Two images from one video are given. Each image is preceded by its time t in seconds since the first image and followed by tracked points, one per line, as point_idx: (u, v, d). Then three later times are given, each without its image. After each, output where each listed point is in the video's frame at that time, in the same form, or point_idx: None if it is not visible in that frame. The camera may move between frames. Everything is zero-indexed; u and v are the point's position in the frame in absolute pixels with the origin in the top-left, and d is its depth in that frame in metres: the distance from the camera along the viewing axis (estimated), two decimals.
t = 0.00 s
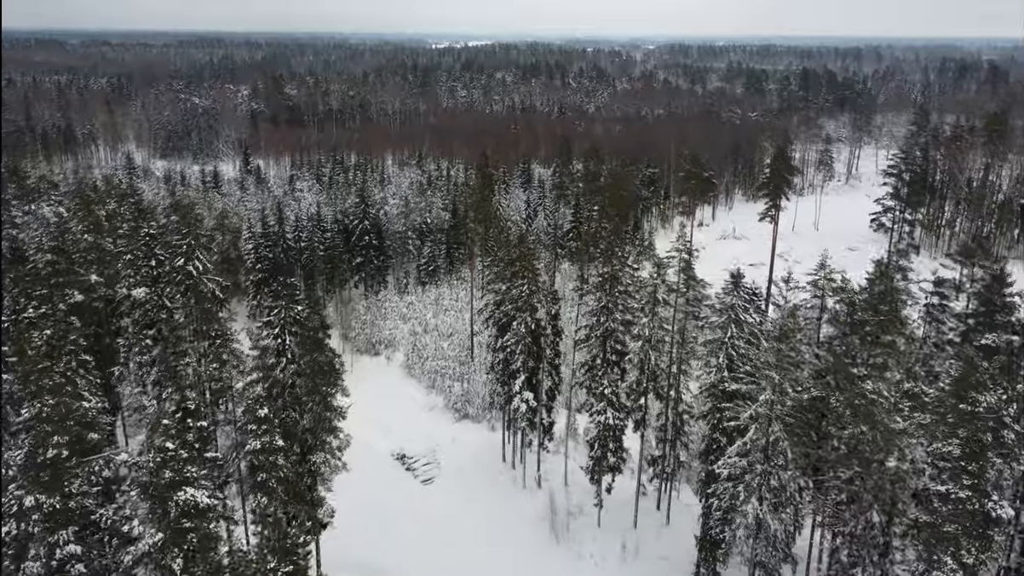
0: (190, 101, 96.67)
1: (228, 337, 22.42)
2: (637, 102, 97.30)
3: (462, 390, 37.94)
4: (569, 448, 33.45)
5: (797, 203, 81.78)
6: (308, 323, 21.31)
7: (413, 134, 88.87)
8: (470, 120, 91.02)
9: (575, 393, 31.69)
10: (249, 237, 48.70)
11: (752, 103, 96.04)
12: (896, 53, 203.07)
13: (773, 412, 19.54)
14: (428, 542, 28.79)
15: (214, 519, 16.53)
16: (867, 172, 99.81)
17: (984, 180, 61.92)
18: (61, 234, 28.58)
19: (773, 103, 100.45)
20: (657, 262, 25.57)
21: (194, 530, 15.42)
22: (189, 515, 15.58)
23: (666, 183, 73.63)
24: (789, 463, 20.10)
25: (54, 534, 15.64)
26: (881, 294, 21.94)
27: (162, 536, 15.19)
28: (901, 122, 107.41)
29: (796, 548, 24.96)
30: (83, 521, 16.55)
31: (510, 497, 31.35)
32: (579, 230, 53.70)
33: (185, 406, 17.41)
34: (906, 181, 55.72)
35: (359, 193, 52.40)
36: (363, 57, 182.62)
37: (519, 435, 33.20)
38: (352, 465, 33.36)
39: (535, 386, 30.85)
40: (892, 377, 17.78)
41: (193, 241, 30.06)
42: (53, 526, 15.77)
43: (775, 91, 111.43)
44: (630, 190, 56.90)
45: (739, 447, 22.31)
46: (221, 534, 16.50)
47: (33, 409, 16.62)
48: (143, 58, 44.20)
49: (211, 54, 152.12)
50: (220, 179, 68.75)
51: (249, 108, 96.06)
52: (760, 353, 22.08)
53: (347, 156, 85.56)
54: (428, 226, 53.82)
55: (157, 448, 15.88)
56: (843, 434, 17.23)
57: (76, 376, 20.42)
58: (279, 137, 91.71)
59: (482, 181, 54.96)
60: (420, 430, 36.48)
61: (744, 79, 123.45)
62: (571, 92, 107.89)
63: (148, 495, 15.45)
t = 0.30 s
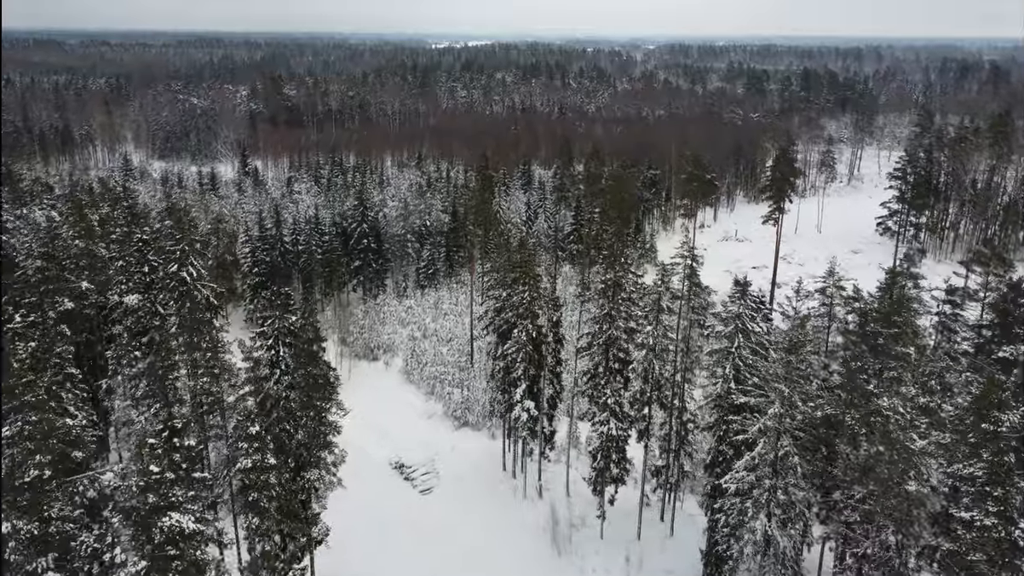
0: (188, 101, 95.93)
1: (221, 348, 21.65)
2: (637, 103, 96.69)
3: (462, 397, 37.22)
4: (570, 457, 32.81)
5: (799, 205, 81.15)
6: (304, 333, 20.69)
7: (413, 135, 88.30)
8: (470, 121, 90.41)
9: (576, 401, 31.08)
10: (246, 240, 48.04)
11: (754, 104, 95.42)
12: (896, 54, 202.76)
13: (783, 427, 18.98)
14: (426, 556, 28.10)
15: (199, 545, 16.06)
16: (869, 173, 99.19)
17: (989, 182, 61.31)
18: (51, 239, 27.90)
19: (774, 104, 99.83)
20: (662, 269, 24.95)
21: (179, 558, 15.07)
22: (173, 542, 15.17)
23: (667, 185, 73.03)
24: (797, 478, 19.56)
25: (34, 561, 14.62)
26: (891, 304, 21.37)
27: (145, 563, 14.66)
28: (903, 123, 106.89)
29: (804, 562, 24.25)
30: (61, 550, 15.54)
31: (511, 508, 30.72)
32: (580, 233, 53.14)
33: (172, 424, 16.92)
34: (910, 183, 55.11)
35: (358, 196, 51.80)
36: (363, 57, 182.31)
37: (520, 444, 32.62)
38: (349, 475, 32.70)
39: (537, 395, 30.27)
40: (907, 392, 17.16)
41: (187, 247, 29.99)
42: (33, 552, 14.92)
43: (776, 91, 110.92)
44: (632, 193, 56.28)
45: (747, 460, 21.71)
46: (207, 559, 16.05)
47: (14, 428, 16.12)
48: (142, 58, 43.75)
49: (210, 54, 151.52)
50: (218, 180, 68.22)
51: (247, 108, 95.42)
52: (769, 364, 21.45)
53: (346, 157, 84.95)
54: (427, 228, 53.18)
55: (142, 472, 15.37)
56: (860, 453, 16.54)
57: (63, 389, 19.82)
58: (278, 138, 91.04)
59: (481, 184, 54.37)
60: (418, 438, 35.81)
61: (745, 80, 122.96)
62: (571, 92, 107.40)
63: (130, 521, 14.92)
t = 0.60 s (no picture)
0: (187, 102, 95.50)
1: (213, 359, 21.08)
2: (638, 103, 96.18)
3: (461, 404, 36.55)
4: (572, 466, 32.23)
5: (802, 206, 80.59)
6: (299, 343, 20.07)
7: (412, 137, 87.81)
8: (470, 121, 89.90)
9: (578, 409, 30.48)
10: (243, 243, 47.56)
11: (755, 105, 94.88)
12: (896, 54, 202.33)
13: (793, 441, 18.38)
14: (424, 569, 27.47)
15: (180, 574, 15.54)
16: (871, 174, 98.57)
17: (994, 184, 60.76)
18: (41, 245, 27.30)
19: (775, 105, 99.32)
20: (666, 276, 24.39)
21: None
22: (156, 570, 14.77)
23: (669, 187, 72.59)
24: (808, 494, 18.86)
25: None
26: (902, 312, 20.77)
27: None
28: (905, 123, 106.33)
29: None
30: None
31: (511, 519, 30.16)
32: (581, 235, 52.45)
33: (158, 444, 16.59)
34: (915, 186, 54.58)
35: (356, 198, 51.18)
36: (362, 57, 182.06)
37: (520, 452, 32.03)
38: (345, 484, 32.10)
39: (537, 404, 29.68)
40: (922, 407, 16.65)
41: (180, 252, 29.43)
42: None
43: (777, 92, 110.37)
44: (634, 195, 55.68)
45: (755, 473, 21.07)
46: None
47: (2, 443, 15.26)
48: (140, 59, 43.36)
49: (209, 54, 151.33)
50: (216, 182, 67.70)
51: (245, 108, 94.95)
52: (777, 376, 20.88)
53: (344, 158, 84.42)
54: (426, 231, 52.62)
55: (124, 495, 15.46)
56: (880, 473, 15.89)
57: (49, 402, 19.24)
58: (277, 139, 89.90)
59: (482, 186, 53.82)
60: (416, 446, 35.20)
61: (746, 80, 122.48)
62: (571, 93, 106.82)
63: (110, 550, 14.40)
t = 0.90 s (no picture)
0: (185, 103, 94.93)
1: (204, 371, 20.43)
2: (639, 104, 95.54)
3: (460, 411, 35.81)
4: (574, 476, 31.60)
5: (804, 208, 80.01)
6: (293, 353, 19.52)
7: (412, 137, 87.25)
8: (470, 122, 89.26)
9: (580, 418, 29.89)
10: (240, 246, 46.98)
11: (757, 106, 94.26)
12: (897, 53, 201.72)
13: (805, 456, 17.74)
14: None
15: None
16: (874, 175, 97.95)
17: (1000, 186, 60.13)
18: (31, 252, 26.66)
19: (777, 105, 98.70)
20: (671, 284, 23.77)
21: None
22: None
23: (671, 188, 72.10)
24: (821, 512, 18.09)
25: None
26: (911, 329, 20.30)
27: None
28: (907, 123, 105.71)
29: None
30: None
31: (511, 531, 29.52)
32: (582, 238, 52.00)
33: (141, 468, 16.57)
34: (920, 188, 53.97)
35: (354, 201, 50.50)
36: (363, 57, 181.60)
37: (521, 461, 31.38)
38: (341, 493, 31.50)
39: (538, 413, 29.04)
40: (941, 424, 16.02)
41: (174, 258, 28.79)
42: None
43: (779, 92, 109.73)
44: (636, 197, 54.99)
45: (763, 488, 20.47)
46: None
47: None
48: (138, 59, 42.73)
49: (208, 54, 150.77)
50: (213, 184, 67.10)
51: (245, 109, 94.36)
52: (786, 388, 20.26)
53: (343, 160, 83.90)
54: (426, 234, 52.03)
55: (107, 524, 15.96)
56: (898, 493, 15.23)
57: (34, 415, 18.58)
58: (276, 140, 89.38)
59: (482, 188, 53.19)
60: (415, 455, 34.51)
61: (747, 80, 121.86)
62: (572, 93, 106.16)
63: None
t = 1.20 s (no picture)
0: (184, 103, 94.43)
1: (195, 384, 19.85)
2: (640, 105, 95.02)
3: (460, 419, 35.18)
4: (575, 486, 31.01)
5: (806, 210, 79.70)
6: (288, 365, 18.91)
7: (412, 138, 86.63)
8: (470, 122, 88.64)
9: (581, 427, 29.34)
10: (236, 249, 46.39)
11: (759, 106, 93.67)
12: (897, 54, 201.13)
13: (817, 472, 17.21)
14: None
15: None
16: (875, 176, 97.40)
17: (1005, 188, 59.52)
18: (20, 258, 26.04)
19: (779, 106, 98.08)
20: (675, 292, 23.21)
21: None
22: None
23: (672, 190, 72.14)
24: (835, 532, 17.46)
25: None
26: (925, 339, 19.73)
27: None
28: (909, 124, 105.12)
29: None
30: None
31: (512, 543, 28.90)
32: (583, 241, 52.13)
33: (125, 490, 16.41)
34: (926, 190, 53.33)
35: (352, 204, 49.88)
36: (362, 58, 181.25)
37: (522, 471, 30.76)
38: (337, 503, 30.85)
39: (539, 422, 28.42)
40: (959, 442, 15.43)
41: (167, 264, 28.22)
42: None
43: (780, 93, 109.15)
44: (638, 199, 54.28)
45: (772, 503, 19.91)
46: None
47: None
48: (135, 60, 42.16)
49: (207, 55, 150.30)
50: (211, 186, 66.58)
51: (243, 109, 93.77)
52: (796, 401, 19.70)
53: (343, 161, 83.83)
54: (425, 236, 51.50)
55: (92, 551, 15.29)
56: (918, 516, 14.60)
57: (18, 429, 17.98)
58: (274, 141, 89.01)
59: (482, 190, 52.64)
60: (413, 464, 33.83)
61: (748, 81, 121.28)
62: (572, 93, 105.57)
63: None
